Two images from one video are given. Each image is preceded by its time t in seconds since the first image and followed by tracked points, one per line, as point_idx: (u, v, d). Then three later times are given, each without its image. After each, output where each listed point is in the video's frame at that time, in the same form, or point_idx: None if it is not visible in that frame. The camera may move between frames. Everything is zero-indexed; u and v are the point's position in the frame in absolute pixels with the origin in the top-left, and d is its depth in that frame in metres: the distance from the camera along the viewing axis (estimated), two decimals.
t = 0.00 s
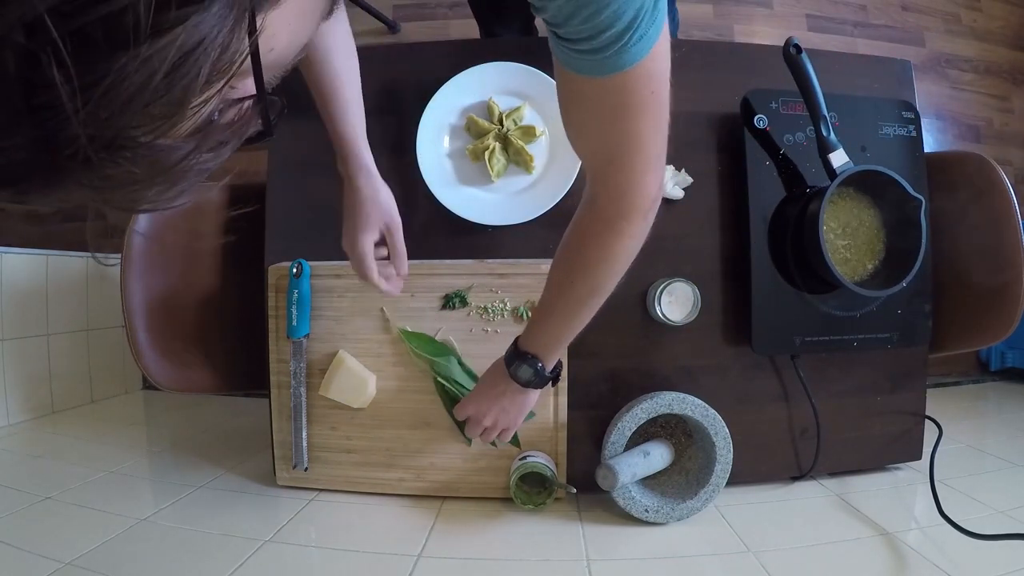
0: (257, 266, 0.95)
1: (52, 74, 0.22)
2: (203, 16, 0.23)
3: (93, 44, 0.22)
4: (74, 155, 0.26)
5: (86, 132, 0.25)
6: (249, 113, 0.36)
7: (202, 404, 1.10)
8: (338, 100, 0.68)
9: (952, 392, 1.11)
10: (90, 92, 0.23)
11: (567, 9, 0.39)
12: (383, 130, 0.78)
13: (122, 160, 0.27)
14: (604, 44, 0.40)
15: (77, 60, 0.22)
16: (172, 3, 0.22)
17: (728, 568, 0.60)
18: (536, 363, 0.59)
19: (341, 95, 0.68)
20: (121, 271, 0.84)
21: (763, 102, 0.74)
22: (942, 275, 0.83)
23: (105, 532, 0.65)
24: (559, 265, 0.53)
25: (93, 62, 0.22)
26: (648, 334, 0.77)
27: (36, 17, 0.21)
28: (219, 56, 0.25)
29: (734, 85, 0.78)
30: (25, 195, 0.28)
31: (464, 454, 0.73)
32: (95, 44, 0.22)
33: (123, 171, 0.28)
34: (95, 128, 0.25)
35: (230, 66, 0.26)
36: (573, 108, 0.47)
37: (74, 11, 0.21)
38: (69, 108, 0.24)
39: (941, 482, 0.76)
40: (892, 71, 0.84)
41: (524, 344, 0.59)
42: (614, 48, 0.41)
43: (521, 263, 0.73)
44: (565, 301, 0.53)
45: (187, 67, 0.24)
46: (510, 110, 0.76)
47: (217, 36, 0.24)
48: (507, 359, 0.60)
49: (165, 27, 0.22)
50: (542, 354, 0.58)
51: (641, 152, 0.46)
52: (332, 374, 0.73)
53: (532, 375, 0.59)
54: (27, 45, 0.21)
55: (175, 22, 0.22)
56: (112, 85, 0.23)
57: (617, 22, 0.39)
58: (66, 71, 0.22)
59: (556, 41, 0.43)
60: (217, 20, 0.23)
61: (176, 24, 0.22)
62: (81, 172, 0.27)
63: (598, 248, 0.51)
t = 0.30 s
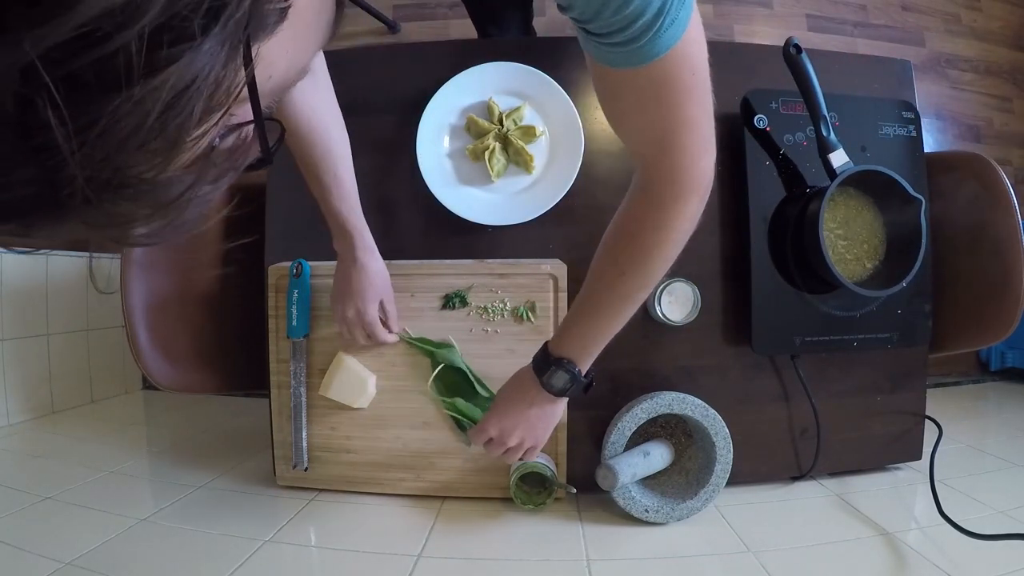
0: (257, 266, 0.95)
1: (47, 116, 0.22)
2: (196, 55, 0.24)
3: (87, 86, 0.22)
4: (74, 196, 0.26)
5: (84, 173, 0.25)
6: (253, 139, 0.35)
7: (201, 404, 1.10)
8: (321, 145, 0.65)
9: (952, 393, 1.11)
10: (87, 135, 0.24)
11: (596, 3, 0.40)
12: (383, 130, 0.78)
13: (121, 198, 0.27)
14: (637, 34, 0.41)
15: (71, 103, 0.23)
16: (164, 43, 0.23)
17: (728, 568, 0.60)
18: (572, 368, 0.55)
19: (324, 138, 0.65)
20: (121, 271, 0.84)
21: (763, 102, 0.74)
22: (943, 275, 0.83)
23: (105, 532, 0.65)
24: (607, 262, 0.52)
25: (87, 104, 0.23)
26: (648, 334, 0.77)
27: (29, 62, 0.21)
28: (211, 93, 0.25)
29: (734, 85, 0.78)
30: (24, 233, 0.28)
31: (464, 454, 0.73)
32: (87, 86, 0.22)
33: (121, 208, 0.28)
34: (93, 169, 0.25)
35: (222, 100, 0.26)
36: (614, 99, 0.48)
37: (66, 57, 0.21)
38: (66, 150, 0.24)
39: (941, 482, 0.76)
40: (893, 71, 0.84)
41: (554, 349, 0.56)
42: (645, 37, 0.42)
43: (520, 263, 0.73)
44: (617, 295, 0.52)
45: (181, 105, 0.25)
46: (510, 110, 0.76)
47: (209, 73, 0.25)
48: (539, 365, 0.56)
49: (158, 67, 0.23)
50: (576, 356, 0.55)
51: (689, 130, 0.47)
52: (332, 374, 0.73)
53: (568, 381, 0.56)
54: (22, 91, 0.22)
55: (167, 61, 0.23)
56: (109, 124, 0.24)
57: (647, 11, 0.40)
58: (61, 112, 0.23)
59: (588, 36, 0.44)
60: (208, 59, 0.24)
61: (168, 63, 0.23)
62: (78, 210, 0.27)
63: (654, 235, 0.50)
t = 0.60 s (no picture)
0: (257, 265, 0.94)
1: (62, 160, 0.22)
2: (215, 95, 0.24)
3: (104, 129, 0.22)
4: (91, 237, 0.26)
5: (102, 217, 0.25)
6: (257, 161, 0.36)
7: (201, 403, 1.10)
8: (321, 143, 0.62)
9: (952, 393, 1.11)
10: (104, 178, 0.24)
11: None
12: (383, 130, 0.77)
13: (138, 241, 0.27)
14: (666, 27, 0.42)
15: (89, 146, 0.23)
16: (181, 84, 0.23)
17: (728, 568, 0.60)
18: (588, 348, 0.55)
19: (325, 135, 0.62)
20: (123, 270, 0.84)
21: (763, 102, 0.74)
22: (943, 275, 0.83)
23: (105, 532, 0.65)
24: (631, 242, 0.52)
25: (104, 146, 0.23)
26: (648, 334, 0.77)
27: (44, 110, 0.21)
28: (228, 132, 0.26)
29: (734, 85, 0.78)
30: (34, 269, 0.28)
31: (464, 453, 0.73)
32: (105, 129, 0.22)
33: (137, 249, 0.28)
34: (111, 213, 0.25)
35: (237, 137, 0.27)
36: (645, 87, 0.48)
37: (84, 103, 0.21)
38: (83, 195, 0.24)
39: (941, 482, 0.76)
40: (893, 71, 0.84)
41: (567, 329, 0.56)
42: (675, 29, 0.42)
43: (520, 263, 0.73)
44: (641, 274, 0.52)
45: (199, 146, 0.25)
46: (510, 110, 0.76)
47: (227, 113, 0.25)
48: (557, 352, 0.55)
49: (177, 109, 0.23)
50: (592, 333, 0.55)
51: (723, 120, 0.48)
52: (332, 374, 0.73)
53: (586, 363, 0.56)
54: (37, 135, 0.22)
55: (185, 102, 0.23)
56: (127, 169, 0.24)
57: (677, 3, 0.40)
58: (77, 156, 0.23)
59: (615, 31, 0.44)
60: (226, 99, 0.24)
61: (187, 104, 0.23)
62: (92, 250, 0.27)
63: (686, 212, 0.50)
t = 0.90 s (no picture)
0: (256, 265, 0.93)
1: (85, 155, 0.23)
2: (244, 90, 0.24)
3: (130, 123, 0.22)
4: (112, 239, 0.26)
5: (125, 217, 0.25)
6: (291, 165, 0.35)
7: (201, 403, 1.10)
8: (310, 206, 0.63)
9: (952, 393, 1.11)
10: (130, 176, 0.24)
11: (624, 6, 0.40)
12: (383, 130, 0.77)
13: (159, 245, 0.27)
14: (659, 34, 0.42)
15: (115, 141, 0.23)
16: (211, 77, 0.23)
17: (728, 568, 0.60)
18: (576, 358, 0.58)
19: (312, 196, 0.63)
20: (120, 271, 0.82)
21: (763, 102, 0.74)
22: (943, 275, 0.83)
23: (105, 532, 0.65)
24: (609, 254, 0.53)
25: (129, 141, 0.23)
26: (648, 334, 0.77)
27: (69, 101, 0.21)
28: (259, 132, 0.26)
29: (734, 86, 0.78)
30: (45, 275, 0.28)
31: (464, 453, 0.73)
32: (131, 122, 0.22)
33: (160, 254, 0.27)
34: (137, 214, 0.25)
35: (266, 134, 0.27)
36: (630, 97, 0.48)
37: (110, 94, 0.21)
38: (107, 193, 0.24)
39: (941, 482, 0.76)
40: (893, 71, 0.84)
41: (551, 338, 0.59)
42: (666, 36, 0.42)
43: (520, 263, 0.73)
44: (618, 283, 0.53)
45: (229, 145, 0.25)
46: (510, 110, 0.76)
47: (258, 109, 0.25)
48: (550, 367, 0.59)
49: (206, 104, 0.23)
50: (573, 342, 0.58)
51: (691, 131, 0.48)
52: (332, 374, 0.73)
53: (578, 369, 0.59)
54: (60, 129, 0.22)
55: (214, 96, 0.23)
56: (153, 166, 0.23)
57: (671, 11, 0.41)
58: (102, 152, 0.23)
59: (608, 39, 0.44)
60: (255, 95, 0.24)
61: (216, 98, 0.23)
62: (112, 253, 0.27)
63: (655, 227, 0.51)
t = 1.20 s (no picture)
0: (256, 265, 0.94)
1: (110, 182, 0.23)
2: (264, 112, 0.24)
3: (155, 150, 0.22)
4: (135, 261, 0.26)
5: (150, 242, 0.25)
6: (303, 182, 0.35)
7: (202, 403, 1.10)
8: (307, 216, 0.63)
9: (952, 393, 1.11)
10: (155, 202, 0.24)
11: (629, 12, 0.40)
12: (383, 130, 0.77)
13: (183, 264, 0.27)
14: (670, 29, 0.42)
15: (140, 168, 0.23)
16: (232, 100, 0.23)
17: (727, 568, 0.60)
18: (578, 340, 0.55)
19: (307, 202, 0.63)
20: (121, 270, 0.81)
21: (763, 102, 0.74)
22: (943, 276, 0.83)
23: (105, 532, 0.65)
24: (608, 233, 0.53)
25: (154, 167, 0.23)
26: (648, 334, 0.77)
27: (95, 130, 0.21)
28: (277, 150, 0.26)
29: (734, 86, 0.78)
30: (66, 299, 0.29)
31: (464, 453, 0.73)
32: (155, 149, 0.22)
33: (181, 272, 0.28)
34: (161, 237, 0.25)
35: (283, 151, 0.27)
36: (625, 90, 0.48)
37: (135, 122, 0.21)
38: (132, 218, 0.24)
39: (941, 482, 0.76)
40: (893, 71, 0.84)
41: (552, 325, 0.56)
42: (670, 34, 0.42)
43: (520, 263, 0.72)
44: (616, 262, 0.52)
45: (251, 167, 0.25)
46: (510, 110, 0.76)
47: (277, 130, 0.25)
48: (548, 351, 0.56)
49: (229, 127, 0.23)
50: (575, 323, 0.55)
51: (689, 119, 0.48)
52: (331, 374, 0.73)
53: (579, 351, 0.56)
54: (85, 157, 0.22)
55: (236, 120, 0.23)
56: (177, 190, 0.24)
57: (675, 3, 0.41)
58: (127, 179, 0.23)
59: (616, 47, 0.45)
60: (276, 117, 0.24)
61: (237, 121, 0.23)
62: (135, 274, 0.27)
63: (649, 209, 0.51)
